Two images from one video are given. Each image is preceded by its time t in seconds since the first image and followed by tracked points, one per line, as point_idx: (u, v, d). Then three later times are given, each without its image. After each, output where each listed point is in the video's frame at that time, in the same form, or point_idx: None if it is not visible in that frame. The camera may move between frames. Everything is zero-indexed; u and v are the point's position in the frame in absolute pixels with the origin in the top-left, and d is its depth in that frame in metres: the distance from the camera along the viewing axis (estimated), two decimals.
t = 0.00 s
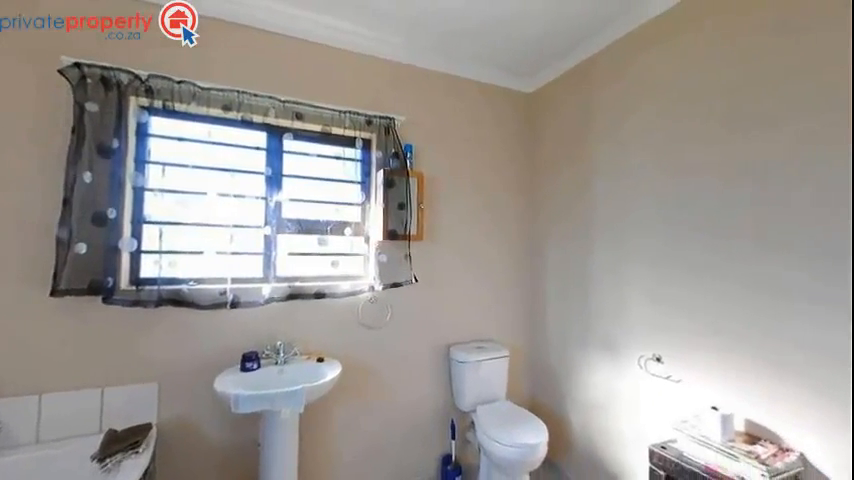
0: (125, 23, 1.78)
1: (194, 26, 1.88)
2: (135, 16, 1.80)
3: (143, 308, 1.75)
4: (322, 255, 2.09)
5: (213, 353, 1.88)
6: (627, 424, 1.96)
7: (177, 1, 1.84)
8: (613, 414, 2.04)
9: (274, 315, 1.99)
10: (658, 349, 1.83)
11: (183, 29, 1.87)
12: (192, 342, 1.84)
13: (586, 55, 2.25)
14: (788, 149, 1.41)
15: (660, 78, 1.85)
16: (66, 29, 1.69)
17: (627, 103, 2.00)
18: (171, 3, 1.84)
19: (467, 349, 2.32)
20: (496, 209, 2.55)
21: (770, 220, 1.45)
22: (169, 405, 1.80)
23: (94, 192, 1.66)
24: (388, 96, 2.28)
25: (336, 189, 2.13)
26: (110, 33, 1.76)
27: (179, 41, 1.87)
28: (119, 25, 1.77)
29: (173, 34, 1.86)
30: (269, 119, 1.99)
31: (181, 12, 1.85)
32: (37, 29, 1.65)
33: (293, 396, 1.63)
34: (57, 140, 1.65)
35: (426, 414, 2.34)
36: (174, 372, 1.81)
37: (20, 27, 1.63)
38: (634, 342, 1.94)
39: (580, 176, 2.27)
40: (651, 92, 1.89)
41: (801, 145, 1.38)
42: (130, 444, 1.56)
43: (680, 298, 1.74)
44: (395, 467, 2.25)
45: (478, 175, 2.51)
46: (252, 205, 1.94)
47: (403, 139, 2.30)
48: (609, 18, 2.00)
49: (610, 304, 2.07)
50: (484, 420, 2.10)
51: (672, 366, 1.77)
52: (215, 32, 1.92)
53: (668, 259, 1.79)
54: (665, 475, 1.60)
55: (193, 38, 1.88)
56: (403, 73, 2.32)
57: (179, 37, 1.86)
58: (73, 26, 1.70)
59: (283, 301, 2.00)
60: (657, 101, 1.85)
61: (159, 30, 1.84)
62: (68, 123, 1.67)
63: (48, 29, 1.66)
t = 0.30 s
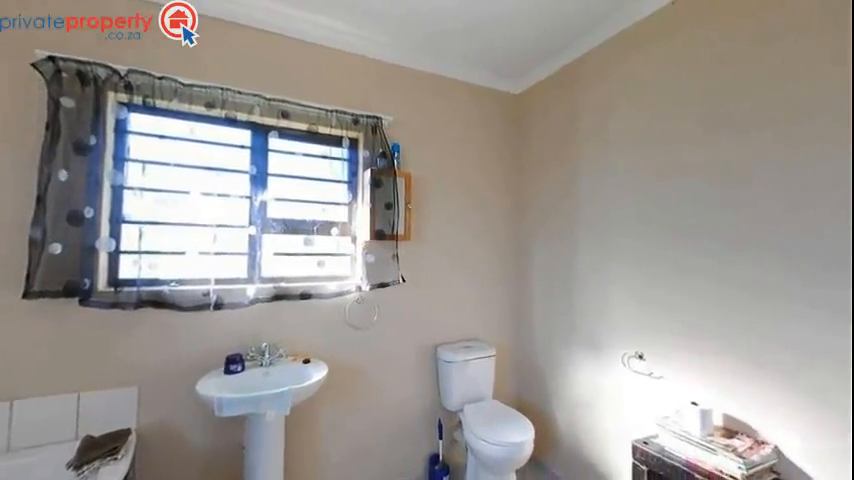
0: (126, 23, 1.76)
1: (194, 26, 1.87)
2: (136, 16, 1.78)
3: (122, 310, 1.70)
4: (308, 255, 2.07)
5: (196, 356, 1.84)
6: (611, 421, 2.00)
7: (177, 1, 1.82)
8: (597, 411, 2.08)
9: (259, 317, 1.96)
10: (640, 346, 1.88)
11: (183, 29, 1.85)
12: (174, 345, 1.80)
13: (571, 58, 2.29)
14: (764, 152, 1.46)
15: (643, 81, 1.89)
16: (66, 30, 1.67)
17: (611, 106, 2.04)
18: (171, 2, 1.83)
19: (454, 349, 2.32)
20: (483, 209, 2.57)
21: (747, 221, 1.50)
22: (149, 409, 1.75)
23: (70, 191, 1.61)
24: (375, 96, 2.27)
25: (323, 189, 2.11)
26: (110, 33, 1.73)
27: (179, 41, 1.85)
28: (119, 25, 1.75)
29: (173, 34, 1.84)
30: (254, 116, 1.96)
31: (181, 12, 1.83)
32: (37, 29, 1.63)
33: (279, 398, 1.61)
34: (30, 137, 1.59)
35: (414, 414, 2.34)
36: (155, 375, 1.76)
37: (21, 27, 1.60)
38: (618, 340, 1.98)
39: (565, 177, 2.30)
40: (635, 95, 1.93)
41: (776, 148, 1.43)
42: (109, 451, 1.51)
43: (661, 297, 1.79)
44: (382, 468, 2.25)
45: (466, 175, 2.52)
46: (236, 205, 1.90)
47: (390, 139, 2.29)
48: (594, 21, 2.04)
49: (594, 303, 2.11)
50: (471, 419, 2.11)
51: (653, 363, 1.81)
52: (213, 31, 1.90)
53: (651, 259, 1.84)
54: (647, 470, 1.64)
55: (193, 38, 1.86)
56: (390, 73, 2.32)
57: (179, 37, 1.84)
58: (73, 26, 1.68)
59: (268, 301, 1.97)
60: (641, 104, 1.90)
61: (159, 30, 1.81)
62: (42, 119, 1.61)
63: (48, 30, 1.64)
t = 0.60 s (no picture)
0: (126, 22, 1.74)
1: (194, 26, 1.85)
2: (136, 16, 1.76)
3: (96, 313, 1.64)
4: (292, 256, 2.04)
5: (176, 359, 1.79)
6: (593, 417, 2.04)
7: (177, 1, 1.81)
8: (580, 408, 2.12)
9: (241, 318, 1.92)
10: (621, 344, 1.92)
11: (183, 29, 1.83)
12: (152, 347, 1.75)
13: (556, 61, 2.32)
14: (739, 155, 1.52)
15: (624, 86, 1.94)
16: (67, 30, 1.64)
17: (594, 109, 2.08)
18: (171, 2, 1.81)
19: (440, 349, 2.33)
20: (469, 209, 2.59)
21: (722, 222, 1.56)
22: (126, 415, 1.70)
23: (40, 188, 1.54)
24: (361, 95, 2.26)
25: (307, 188, 2.09)
26: (110, 33, 1.71)
27: (179, 41, 1.83)
28: (119, 25, 1.72)
29: (173, 34, 1.82)
30: (236, 114, 1.92)
31: (181, 12, 1.82)
32: (38, 30, 1.60)
33: (263, 401, 1.59)
34: None
35: (400, 414, 2.33)
36: (132, 379, 1.71)
37: (21, 28, 1.57)
38: (600, 338, 2.02)
39: (550, 178, 2.34)
40: (617, 98, 1.97)
41: (751, 152, 1.48)
42: (82, 459, 1.45)
43: (641, 296, 1.83)
44: (368, 469, 2.23)
45: (451, 176, 2.53)
46: (218, 204, 1.86)
47: (376, 138, 2.28)
48: (578, 26, 2.07)
49: (576, 301, 2.15)
50: (457, 418, 2.11)
51: (634, 360, 1.86)
52: (206, 30, 1.88)
53: (631, 258, 1.88)
54: (628, 464, 1.68)
55: (193, 38, 1.85)
56: (376, 72, 2.31)
57: (180, 37, 1.83)
58: (73, 26, 1.65)
59: (251, 303, 1.93)
60: (623, 107, 1.94)
61: (159, 30, 1.79)
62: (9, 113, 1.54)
63: (48, 30, 1.61)
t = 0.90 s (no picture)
0: (126, 23, 1.73)
1: (194, 26, 1.85)
2: (136, 16, 1.75)
3: (72, 316, 1.59)
4: (277, 256, 2.01)
5: (157, 361, 1.75)
6: (578, 415, 2.07)
7: (177, 1, 1.81)
8: (565, 406, 2.15)
9: (225, 319, 1.88)
10: (605, 342, 1.96)
11: (183, 29, 1.83)
12: (131, 351, 1.70)
13: (541, 64, 2.35)
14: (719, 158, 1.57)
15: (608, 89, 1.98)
16: (66, 30, 1.63)
17: (579, 111, 2.12)
18: (171, 3, 1.81)
19: (427, 349, 2.33)
20: (456, 209, 2.60)
21: (702, 223, 1.60)
22: (104, 420, 1.65)
23: (12, 186, 1.48)
24: (349, 94, 2.24)
25: (293, 187, 2.06)
26: (110, 33, 1.70)
27: (179, 41, 1.83)
28: (119, 25, 1.72)
29: (173, 34, 1.81)
30: (219, 111, 1.88)
31: (181, 12, 1.82)
32: (37, 30, 1.59)
33: (247, 405, 1.56)
34: None
35: (387, 415, 2.33)
36: (110, 384, 1.66)
37: (21, 27, 1.56)
38: (585, 337, 2.05)
39: (536, 178, 2.36)
40: (601, 101, 2.01)
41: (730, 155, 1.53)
42: (58, 466, 1.40)
43: (625, 294, 1.87)
44: (355, 470, 2.22)
45: (439, 176, 2.53)
46: (201, 203, 1.82)
47: (363, 138, 2.27)
48: (564, 29, 2.10)
49: (562, 300, 2.19)
50: (444, 418, 2.12)
51: (617, 358, 1.89)
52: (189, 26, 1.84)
53: (615, 258, 1.92)
54: (612, 460, 1.71)
55: (193, 38, 1.85)
56: (363, 71, 2.29)
57: (179, 37, 1.82)
58: (73, 26, 1.64)
59: (235, 304, 1.90)
60: (607, 110, 1.98)
61: (158, 30, 1.79)
62: None
63: (48, 29, 1.60)
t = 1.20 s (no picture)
0: (126, 22, 1.72)
1: (194, 26, 1.85)
2: (135, 16, 1.74)
3: (42, 319, 1.53)
4: (260, 256, 1.98)
5: (135, 366, 1.69)
6: (561, 412, 2.11)
7: (177, 1, 1.80)
8: (549, 403, 2.18)
9: (206, 321, 1.84)
10: (587, 341, 1.99)
11: (183, 29, 1.83)
12: (106, 355, 1.64)
13: (526, 66, 2.37)
14: (696, 160, 1.62)
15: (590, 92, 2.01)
16: (67, 30, 1.62)
17: (562, 113, 2.15)
18: (171, 2, 1.80)
19: (413, 349, 2.33)
20: (442, 209, 2.60)
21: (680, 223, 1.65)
22: (77, 427, 1.58)
23: None
24: (333, 93, 2.22)
25: (277, 186, 2.03)
26: (110, 33, 1.69)
27: (179, 41, 1.82)
28: (119, 25, 1.71)
29: (173, 34, 1.81)
30: (200, 108, 1.84)
31: (181, 12, 1.81)
32: (37, 30, 1.57)
33: (228, 408, 1.53)
34: None
35: (372, 416, 2.31)
36: (84, 390, 1.60)
37: (21, 27, 1.55)
38: (567, 335, 2.09)
39: (520, 179, 2.39)
40: (584, 104, 2.05)
41: (706, 158, 1.59)
42: (27, 475, 1.36)
43: (606, 293, 1.91)
44: (340, 472, 2.20)
45: (424, 176, 2.53)
46: (180, 202, 1.78)
47: (348, 137, 2.24)
48: (548, 32, 2.14)
49: (545, 300, 2.22)
50: (430, 418, 2.12)
51: (599, 355, 1.93)
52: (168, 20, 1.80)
53: (597, 257, 1.96)
54: (594, 456, 1.75)
55: (193, 38, 1.84)
56: (348, 70, 2.27)
57: (179, 37, 1.82)
58: (73, 27, 1.63)
59: (217, 305, 1.86)
60: (590, 113, 2.01)
61: (158, 30, 1.78)
62: None
63: (48, 30, 1.59)
